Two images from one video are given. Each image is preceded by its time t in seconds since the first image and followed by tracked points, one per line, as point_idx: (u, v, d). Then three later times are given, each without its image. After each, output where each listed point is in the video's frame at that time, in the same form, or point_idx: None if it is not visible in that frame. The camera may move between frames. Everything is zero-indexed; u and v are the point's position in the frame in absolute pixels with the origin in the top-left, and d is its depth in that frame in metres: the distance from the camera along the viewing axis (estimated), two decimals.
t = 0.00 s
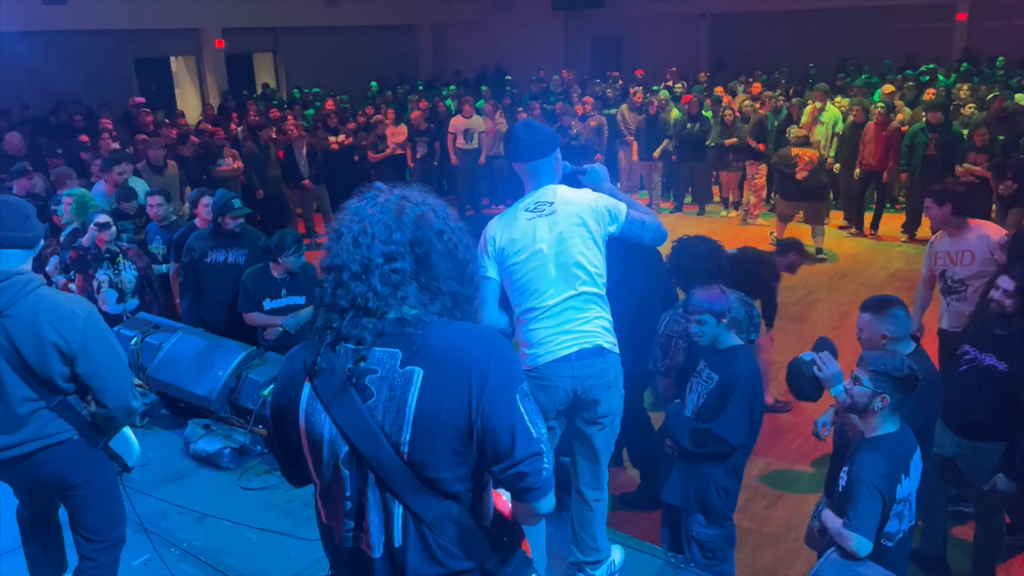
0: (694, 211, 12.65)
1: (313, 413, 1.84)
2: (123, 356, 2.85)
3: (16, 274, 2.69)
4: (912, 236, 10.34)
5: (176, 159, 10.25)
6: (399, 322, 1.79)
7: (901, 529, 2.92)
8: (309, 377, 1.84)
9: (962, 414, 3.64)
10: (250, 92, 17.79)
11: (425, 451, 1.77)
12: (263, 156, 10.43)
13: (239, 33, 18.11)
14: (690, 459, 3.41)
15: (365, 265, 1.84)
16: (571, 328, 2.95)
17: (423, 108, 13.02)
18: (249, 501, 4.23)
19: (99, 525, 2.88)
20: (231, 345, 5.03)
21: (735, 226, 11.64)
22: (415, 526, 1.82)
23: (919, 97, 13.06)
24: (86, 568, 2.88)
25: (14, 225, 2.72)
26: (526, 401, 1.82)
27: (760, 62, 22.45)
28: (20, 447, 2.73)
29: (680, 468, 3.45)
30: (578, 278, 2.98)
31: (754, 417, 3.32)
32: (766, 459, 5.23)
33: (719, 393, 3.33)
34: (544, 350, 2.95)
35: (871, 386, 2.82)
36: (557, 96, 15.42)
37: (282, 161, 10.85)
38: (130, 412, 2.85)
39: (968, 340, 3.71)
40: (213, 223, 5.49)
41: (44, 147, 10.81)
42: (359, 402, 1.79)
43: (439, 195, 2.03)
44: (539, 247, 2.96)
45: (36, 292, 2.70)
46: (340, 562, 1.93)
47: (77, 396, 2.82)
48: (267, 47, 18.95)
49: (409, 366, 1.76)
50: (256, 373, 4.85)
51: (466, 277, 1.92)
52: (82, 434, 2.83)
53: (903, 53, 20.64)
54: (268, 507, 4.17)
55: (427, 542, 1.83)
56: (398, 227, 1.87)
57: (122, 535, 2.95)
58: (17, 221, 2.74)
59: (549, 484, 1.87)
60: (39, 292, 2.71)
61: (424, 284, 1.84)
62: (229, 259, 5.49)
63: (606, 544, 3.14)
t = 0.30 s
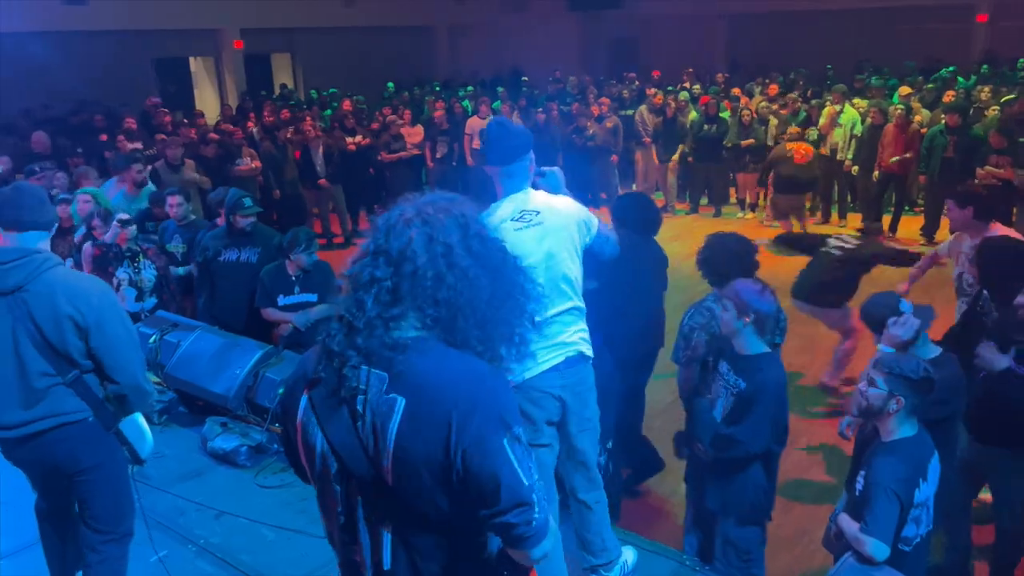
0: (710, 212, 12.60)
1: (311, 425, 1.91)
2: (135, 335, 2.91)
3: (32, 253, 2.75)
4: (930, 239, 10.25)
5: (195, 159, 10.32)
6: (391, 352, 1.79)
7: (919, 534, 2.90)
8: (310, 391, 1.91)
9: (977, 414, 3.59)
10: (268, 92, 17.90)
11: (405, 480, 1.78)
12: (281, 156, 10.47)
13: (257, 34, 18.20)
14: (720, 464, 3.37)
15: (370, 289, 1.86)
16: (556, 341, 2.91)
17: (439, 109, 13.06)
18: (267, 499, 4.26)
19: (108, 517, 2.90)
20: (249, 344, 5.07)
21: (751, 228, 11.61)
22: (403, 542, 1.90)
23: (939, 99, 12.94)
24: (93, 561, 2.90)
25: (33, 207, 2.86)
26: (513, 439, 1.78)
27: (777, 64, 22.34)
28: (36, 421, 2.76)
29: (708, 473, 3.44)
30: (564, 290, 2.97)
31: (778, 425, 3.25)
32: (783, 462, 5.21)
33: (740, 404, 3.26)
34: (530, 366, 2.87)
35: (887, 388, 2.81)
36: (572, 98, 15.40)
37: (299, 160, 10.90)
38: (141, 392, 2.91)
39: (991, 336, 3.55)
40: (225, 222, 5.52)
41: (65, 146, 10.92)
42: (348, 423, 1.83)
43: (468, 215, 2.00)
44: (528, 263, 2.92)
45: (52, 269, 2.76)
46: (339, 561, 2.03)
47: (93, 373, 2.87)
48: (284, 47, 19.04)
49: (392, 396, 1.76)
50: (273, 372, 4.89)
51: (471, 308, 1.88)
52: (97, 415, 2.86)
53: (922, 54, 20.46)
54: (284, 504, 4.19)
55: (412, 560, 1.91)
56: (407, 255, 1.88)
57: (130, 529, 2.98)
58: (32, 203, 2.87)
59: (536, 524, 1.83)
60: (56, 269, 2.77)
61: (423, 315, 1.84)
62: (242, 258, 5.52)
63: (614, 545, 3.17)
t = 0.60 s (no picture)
0: (733, 214, 12.53)
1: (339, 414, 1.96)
2: (150, 314, 2.99)
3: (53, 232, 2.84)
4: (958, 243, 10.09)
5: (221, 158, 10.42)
6: (413, 349, 1.80)
7: (945, 540, 2.86)
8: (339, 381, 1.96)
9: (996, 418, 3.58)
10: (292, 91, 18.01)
11: (424, 472, 1.79)
12: (306, 155, 10.56)
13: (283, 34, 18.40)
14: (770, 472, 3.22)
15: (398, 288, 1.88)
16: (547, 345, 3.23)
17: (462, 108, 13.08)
18: (289, 496, 4.28)
19: (126, 502, 2.94)
20: (273, 342, 5.10)
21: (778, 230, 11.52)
22: (422, 535, 1.91)
23: (969, 100, 12.75)
24: (109, 544, 2.94)
25: (54, 194, 2.92)
26: (531, 441, 1.75)
27: (802, 65, 22.14)
28: (60, 393, 2.80)
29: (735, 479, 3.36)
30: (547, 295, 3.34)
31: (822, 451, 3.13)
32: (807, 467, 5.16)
33: (792, 430, 3.10)
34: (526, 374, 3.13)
35: (910, 390, 2.79)
36: (596, 98, 15.40)
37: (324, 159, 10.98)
38: (156, 366, 2.99)
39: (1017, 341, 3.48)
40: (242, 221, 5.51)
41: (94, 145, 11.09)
42: (370, 414, 1.85)
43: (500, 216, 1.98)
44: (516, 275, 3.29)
45: (72, 247, 2.85)
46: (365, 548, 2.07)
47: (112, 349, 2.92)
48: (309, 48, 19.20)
49: (412, 390, 1.76)
50: (296, 369, 4.92)
51: (496, 308, 1.85)
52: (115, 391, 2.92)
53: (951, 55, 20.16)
54: (306, 502, 4.22)
55: (430, 554, 1.92)
56: (435, 254, 1.89)
57: (144, 512, 3.02)
58: (55, 187, 2.94)
59: (556, 529, 1.77)
60: (75, 246, 2.85)
61: (446, 314, 1.83)
62: (262, 256, 5.54)
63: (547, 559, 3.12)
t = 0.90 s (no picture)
0: (764, 215, 12.41)
1: (403, 390, 1.93)
2: (180, 307, 3.03)
3: (90, 226, 2.93)
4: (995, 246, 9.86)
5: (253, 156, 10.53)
6: (471, 319, 1.81)
7: (980, 549, 2.80)
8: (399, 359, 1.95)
9: None
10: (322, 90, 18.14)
11: (481, 439, 1.73)
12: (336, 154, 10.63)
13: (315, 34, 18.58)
14: (791, 476, 3.23)
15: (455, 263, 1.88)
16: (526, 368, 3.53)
17: (490, 108, 13.08)
18: (317, 492, 4.30)
19: (152, 491, 2.96)
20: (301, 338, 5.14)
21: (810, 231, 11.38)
22: (480, 511, 1.83)
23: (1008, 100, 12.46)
24: (139, 533, 2.96)
25: (88, 189, 2.98)
26: (583, 401, 1.71)
27: (836, 65, 21.84)
28: (86, 378, 2.84)
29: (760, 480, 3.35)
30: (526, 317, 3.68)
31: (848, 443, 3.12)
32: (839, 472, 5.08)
33: (809, 417, 3.10)
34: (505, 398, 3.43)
35: (945, 396, 2.74)
36: (626, 97, 15.32)
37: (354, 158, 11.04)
38: (182, 358, 3.00)
39: None
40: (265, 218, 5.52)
41: (130, 143, 11.26)
42: (429, 382, 1.82)
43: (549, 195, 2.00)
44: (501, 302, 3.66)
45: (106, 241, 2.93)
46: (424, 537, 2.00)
47: (139, 340, 2.96)
48: (339, 48, 19.34)
49: (472, 354, 1.75)
50: (324, 365, 4.91)
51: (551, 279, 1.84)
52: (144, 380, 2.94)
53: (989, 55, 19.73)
54: (333, 499, 4.23)
55: (486, 531, 1.83)
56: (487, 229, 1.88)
57: (170, 502, 3.03)
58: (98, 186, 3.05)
59: (606, 495, 1.75)
60: (109, 242, 2.93)
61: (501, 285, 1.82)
62: (289, 254, 5.57)
63: None
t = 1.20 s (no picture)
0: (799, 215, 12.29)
1: (481, 335, 2.16)
2: (231, 319, 2.97)
3: (141, 234, 2.87)
4: None
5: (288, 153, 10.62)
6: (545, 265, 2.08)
7: None
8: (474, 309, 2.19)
9: None
10: (356, 89, 18.19)
11: (558, 363, 2.00)
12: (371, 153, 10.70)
13: (349, 32, 18.70)
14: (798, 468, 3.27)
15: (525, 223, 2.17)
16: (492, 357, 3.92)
17: (523, 106, 13.04)
18: (351, 488, 4.34)
19: (197, 495, 2.95)
20: (333, 336, 5.20)
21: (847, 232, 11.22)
22: (552, 435, 2.05)
23: None
24: (188, 536, 2.97)
25: (142, 196, 2.92)
26: (641, 330, 2.00)
27: (875, 63, 21.44)
28: (135, 392, 2.83)
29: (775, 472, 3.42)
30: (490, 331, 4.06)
31: (834, 430, 3.10)
32: (873, 477, 5.01)
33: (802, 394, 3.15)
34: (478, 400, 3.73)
35: (986, 403, 2.69)
36: (659, 96, 15.22)
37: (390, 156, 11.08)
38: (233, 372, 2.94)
39: None
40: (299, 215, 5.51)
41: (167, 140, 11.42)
42: (508, 320, 2.07)
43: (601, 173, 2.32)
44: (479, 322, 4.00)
45: (157, 252, 2.86)
46: (493, 476, 2.20)
47: (189, 351, 2.92)
48: (373, 47, 19.48)
49: (549, 291, 2.02)
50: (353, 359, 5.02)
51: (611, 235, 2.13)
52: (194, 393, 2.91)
53: None
54: (366, 494, 4.26)
55: (557, 454, 2.06)
56: (557, 194, 2.16)
57: (220, 507, 3.02)
58: (147, 190, 2.96)
59: (656, 413, 2.02)
60: (160, 253, 2.87)
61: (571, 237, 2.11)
62: (324, 251, 5.58)
63: None
